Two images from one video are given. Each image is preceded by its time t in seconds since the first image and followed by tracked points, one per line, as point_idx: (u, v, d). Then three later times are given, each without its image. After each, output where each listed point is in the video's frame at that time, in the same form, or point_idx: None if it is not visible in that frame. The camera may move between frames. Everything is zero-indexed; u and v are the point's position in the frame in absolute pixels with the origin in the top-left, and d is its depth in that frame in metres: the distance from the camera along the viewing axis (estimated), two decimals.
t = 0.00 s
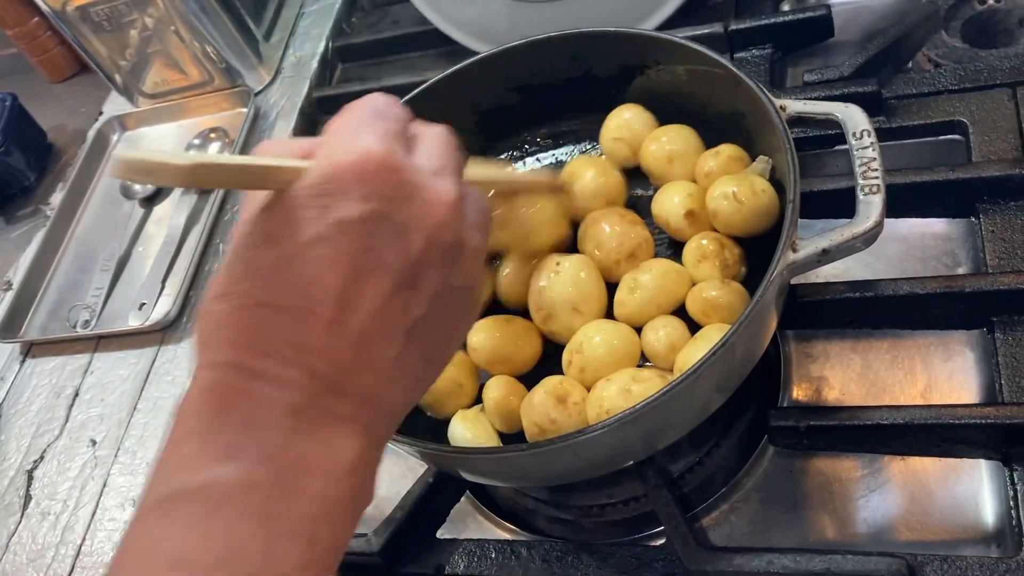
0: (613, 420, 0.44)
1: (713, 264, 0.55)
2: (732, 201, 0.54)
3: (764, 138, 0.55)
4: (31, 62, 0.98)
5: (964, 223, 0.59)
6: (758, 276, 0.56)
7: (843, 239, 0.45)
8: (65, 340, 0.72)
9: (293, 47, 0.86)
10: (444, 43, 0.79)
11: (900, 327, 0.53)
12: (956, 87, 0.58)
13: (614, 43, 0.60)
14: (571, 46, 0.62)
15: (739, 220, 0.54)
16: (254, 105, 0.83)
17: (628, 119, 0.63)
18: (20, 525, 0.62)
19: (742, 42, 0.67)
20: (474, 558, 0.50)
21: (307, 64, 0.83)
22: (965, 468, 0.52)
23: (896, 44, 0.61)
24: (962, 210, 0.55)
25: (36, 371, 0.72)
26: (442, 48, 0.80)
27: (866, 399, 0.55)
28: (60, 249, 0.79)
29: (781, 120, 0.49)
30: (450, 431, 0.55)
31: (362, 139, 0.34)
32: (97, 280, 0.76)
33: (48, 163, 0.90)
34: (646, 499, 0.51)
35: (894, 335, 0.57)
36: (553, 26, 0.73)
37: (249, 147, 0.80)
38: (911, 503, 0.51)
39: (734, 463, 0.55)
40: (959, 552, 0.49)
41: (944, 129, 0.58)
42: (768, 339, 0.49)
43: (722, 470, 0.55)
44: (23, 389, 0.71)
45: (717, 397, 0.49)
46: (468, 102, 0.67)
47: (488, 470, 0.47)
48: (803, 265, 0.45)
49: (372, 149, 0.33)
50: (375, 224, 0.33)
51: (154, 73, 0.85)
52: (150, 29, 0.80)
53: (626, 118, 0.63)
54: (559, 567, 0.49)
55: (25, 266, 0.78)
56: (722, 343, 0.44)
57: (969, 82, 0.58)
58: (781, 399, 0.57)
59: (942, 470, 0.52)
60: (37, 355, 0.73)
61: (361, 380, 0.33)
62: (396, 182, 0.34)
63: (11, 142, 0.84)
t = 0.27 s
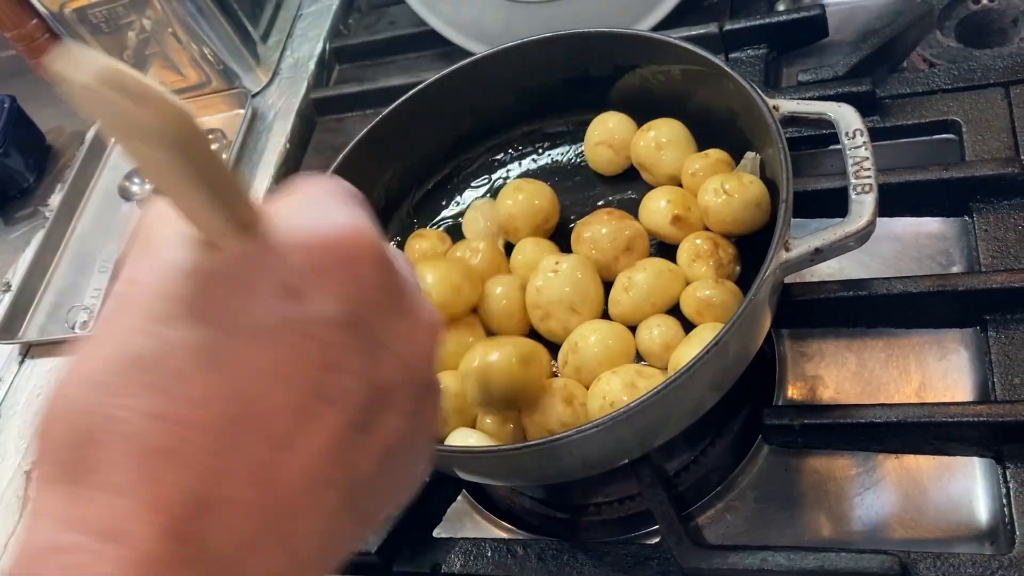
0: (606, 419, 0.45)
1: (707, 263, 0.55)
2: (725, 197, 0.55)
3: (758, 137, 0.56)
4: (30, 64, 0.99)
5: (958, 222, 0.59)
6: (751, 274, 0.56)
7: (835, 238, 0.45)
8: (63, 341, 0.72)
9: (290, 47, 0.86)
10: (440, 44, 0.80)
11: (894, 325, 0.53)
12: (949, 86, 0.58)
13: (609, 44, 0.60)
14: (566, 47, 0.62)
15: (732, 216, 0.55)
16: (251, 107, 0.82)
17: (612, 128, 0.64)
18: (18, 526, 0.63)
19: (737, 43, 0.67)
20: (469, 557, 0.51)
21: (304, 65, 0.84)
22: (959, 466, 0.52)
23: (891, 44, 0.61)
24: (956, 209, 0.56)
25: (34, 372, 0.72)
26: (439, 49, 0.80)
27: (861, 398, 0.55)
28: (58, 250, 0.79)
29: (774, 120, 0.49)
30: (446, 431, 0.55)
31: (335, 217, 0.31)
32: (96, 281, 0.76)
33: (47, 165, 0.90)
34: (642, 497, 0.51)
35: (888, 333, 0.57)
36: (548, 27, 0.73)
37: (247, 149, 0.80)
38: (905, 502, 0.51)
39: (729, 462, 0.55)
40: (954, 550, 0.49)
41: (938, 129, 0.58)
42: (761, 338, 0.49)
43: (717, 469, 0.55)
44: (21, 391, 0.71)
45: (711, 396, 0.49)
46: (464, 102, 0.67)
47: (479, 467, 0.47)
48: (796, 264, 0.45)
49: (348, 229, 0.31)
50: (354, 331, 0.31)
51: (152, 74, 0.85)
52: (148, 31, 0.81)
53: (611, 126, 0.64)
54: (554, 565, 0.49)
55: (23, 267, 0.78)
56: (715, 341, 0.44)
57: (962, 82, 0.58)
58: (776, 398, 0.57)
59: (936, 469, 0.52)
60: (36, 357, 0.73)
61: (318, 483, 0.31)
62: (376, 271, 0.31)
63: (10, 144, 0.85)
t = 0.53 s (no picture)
0: (605, 423, 0.45)
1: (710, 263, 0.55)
2: (724, 196, 0.54)
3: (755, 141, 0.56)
4: (29, 68, 0.99)
5: (955, 224, 0.59)
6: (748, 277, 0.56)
7: (831, 241, 0.45)
8: (62, 345, 0.72)
9: (288, 51, 0.86)
10: (439, 47, 0.80)
11: (891, 328, 0.53)
12: (946, 89, 0.58)
13: (606, 47, 0.61)
14: (564, 51, 0.62)
15: (730, 216, 0.55)
16: (251, 110, 0.83)
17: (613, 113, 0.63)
18: (18, 530, 0.63)
19: (734, 46, 0.67)
20: (467, 560, 0.51)
21: (303, 69, 0.84)
22: (957, 468, 0.52)
23: (887, 47, 0.61)
24: (952, 211, 0.56)
25: (33, 375, 0.72)
26: (437, 52, 0.80)
27: (858, 401, 0.55)
28: (57, 254, 0.79)
29: (771, 123, 0.49)
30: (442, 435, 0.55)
31: (543, 144, 0.30)
32: (95, 285, 0.76)
33: (46, 168, 0.90)
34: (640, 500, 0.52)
35: (886, 336, 0.58)
36: (546, 30, 0.73)
37: (246, 152, 0.80)
38: (903, 504, 0.52)
39: (727, 465, 0.55)
40: (952, 552, 0.49)
41: (935, 131, 0.58)
42: (759, 341, 0.49)
43: (716, 471, 0.55)
44: (20, 394, 0.71)
45: (710, 398, 0.49)
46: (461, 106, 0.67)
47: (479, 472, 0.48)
48: (793, 267, 0.45)
49: (551, 159, 0.30)
50: (538, 256, 0.32)
51: (152, 78, 0.85)
52: (147, 35, 0.81)
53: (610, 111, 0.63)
54: (553, 569, 0.49)
55: (23, 271, 0.78)
56: (713, 345, 0.44)
57: (959, 84, 0.58)
58: (774, 400, 0.57)
59: (934, 470, 0.52)
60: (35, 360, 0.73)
61: (468, 417, 0.32)
62: (573, 235, 0.32)
63: (9, 147, 0.85)
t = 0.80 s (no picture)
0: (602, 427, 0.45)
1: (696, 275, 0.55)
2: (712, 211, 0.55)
3: (752, 144, 0.56)
4: (27, 71, 0.99)
5: (954, 227, 0.59)
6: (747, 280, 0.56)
7: (829, 245, 0.45)
8: (60, 349, 0.72)
9: (286, 54, 0.86)
10: (437, 51, 0.80)
11: (890, 331, 0.53)
12: (944, 91, 0.58)
13: (603, 51, 0.61)
14: (561, 54, 0.62)
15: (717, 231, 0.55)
16: (249, 113, 0.83)
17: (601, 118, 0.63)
18: (16, 534, 0.63)
19: (732, 48, 0.67)
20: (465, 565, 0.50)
21: (301, 71, 0.84)
22: (956, 471, 0.52)
23: (885, 50, 0.61)
24: (950, 214, 0.56)
25: (31, 379, 0.72)
26: (435, 55, 0.80)
27: (857, 404, 0.55)
28: (55, 258, 0.79)
29: (768, 127, 0.49)
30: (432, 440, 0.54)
31: (579, 233, 0.33)
32: (93, 288, 0.76)
33: (44, 172, 0.90)
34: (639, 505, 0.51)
35: (884, 339, 0.57)
36: (544, 34, 0.73)
37: (243, 155, 0.80)
38: (902, 508, 0.51)
39: (726, 469, 0.55)
40: (951, 556, 0.49)
41: (933, 134, 0.58)
42: (757, 345, 0.49)
43: (715, 475, 0.54)
44: (17, 399, 0.71)
45: (708, 403, 0.49)
46: (459, 110, 0.67)
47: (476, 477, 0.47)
48: (790, 271, 0.45)
49: (584, 247, 0.32)
50: (569, 338, 0.32)
51: (149, 82, 0.85)
52: (144, 39, 0.80)
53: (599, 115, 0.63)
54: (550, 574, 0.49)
55: (20, 275, 0.78)
56: (711, 349, 0.44)
57: (957, 87, 0.58)
58: (773, 404, 0.57)
59: (933, 474, 0.52)
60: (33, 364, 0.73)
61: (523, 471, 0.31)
62: (600, 314, 0.33)
63: (8, 151, 0.85)
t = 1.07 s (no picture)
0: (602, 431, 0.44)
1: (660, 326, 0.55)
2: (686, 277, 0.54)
3: (751, 146, 0.55)
4: (25, 73, 0.99)
5: (954, 228, 0.59)
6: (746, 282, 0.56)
7: (828, 248, 0.45)
8: (57, 352, 0.72)
9: (284, 56, 0.86)
10: (435, 52, 0.80)
11: (889, 333, 0.53)
12: (944, 92, 0.58)
13: (601, 53, 0.60)
14: (560, 56, 0.62)
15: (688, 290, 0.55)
16: (247, 115, 0.82)
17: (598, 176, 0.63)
18: (12, 539, 0.62)
19: (731, 50, 0.67)
20: (464, 569, 0.50)
21: (299, 73, 0.84)
22: (957, 474, 0.51)
23: (884, 51, 0.61)
24: (950, 216, 0.55)
25: (28, 383, 0.72)
26: (434, 57, 0.80)
27: (856, 406, 0.55)
28: (52, 261, 0.79)
29: (767, 128, 0.49)
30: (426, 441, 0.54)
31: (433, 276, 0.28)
32: (90, 291, 0.76)
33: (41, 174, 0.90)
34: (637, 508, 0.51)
35: (884, 341, 0.57)
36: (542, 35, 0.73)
37: (240, 158, 0.79)
38: (903, 511, 0.51)
39: (725, 472, 0.55)
40: (951, 560, 0.49)
41: (933, 135, 0.58)
42: (756, 348, 0.49)
43: (713, 478, 0.54)
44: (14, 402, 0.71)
45: (706, 406, 0.49)
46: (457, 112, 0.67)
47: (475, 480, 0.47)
48: (790, 274, 0.45)
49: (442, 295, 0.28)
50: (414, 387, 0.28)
51: (147, 84, 0.85)
52: (142, 41, 0.80)
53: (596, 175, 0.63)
54: None
55: (17, 278, 0.78)
56: (710, 352, 0.44)
57: (957, 88, 0.58)
58: (772, 406, 0.56)
59: (934, 476, 0.52)
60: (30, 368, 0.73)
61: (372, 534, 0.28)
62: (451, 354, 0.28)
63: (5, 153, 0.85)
